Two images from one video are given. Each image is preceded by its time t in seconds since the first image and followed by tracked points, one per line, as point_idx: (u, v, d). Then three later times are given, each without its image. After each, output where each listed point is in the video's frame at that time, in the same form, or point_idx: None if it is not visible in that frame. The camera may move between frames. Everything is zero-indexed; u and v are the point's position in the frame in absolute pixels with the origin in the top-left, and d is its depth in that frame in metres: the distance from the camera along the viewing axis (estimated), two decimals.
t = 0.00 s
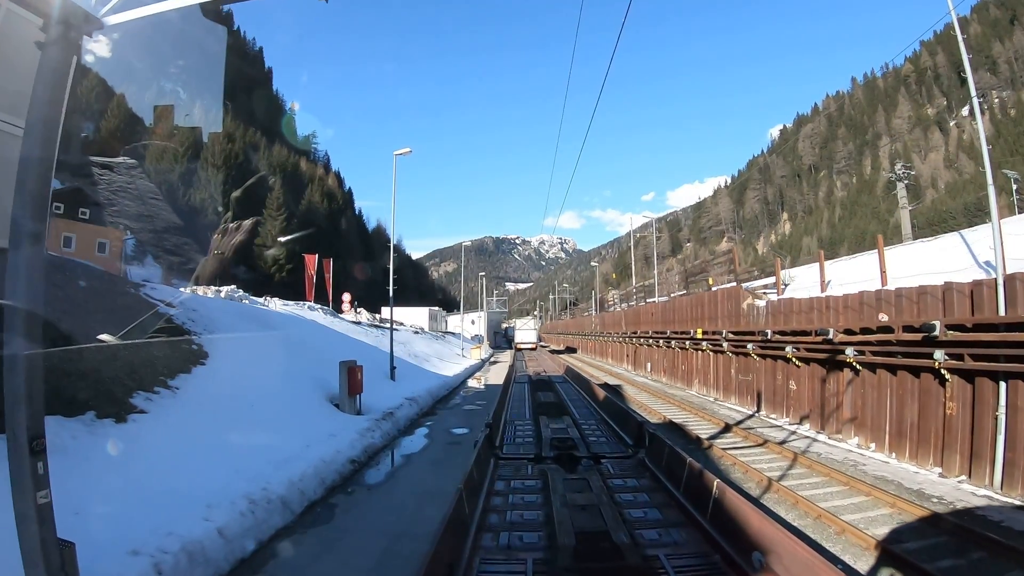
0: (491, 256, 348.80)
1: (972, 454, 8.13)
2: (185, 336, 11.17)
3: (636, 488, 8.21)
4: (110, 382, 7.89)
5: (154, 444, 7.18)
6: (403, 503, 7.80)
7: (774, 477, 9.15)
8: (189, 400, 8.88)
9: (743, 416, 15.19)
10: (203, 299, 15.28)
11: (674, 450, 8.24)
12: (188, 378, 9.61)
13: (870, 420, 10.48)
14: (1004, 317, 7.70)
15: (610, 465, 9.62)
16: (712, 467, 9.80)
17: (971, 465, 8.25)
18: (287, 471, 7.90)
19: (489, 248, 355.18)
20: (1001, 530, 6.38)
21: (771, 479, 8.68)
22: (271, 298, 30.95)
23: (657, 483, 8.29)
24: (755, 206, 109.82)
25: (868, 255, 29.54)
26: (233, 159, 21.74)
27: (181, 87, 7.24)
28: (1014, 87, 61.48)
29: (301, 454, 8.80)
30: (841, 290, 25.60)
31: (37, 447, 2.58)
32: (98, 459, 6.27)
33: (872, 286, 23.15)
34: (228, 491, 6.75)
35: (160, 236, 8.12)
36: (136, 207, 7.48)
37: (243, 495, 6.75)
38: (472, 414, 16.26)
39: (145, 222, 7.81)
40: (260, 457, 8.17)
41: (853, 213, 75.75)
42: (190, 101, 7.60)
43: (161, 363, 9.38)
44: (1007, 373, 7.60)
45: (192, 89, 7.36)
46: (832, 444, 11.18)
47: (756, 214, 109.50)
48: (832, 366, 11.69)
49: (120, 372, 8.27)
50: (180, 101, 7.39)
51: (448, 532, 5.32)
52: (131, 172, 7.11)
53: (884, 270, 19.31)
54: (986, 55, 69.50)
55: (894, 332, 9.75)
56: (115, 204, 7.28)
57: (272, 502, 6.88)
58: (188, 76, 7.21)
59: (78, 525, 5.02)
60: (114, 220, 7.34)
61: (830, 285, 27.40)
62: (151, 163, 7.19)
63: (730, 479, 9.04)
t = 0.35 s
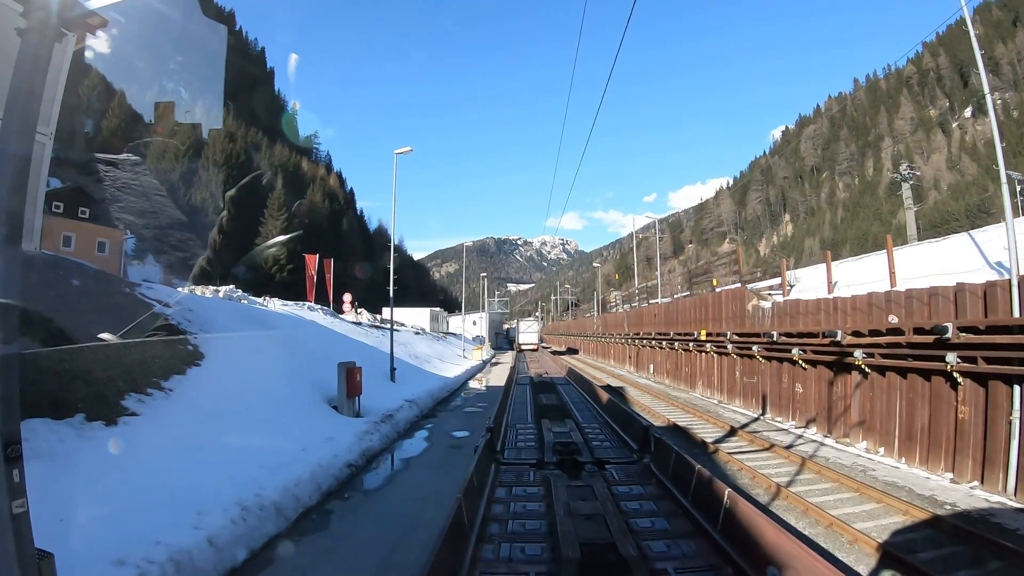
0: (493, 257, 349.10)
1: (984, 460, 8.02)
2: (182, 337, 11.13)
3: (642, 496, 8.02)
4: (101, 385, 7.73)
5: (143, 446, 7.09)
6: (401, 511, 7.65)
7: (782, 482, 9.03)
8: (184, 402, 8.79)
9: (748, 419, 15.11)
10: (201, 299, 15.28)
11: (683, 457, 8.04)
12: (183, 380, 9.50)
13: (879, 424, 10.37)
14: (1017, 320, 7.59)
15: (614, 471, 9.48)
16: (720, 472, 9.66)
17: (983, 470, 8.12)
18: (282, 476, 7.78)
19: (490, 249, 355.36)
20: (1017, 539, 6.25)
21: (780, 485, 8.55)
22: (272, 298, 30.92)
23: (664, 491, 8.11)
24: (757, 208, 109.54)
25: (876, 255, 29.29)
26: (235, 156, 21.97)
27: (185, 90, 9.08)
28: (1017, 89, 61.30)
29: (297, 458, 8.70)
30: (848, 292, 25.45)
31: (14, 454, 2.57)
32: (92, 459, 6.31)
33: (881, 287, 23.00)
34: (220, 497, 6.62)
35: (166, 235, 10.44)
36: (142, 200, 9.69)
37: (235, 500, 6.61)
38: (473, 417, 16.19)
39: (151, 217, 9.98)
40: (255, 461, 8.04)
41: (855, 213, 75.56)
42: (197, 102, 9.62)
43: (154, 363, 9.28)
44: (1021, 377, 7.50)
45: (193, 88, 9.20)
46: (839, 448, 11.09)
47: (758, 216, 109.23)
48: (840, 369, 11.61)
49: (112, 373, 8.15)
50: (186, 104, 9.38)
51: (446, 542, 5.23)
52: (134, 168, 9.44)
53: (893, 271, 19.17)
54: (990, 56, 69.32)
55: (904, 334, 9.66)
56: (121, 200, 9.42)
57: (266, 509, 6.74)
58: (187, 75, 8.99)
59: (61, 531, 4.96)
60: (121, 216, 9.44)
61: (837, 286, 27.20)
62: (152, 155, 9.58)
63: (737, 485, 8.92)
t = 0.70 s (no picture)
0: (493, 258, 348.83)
1: (997, 464, 7.88)
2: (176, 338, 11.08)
3: (646, 503, 7.81)
4: (91, 383, 7.65)
5: (130, 452, 6.94)
6: (396, 517, 7.47)
7: (790, 488, 8.89)
8: (176, 403, 8.68)
9: (752, 422, 15.02)
10: (198, 298, 15.25)
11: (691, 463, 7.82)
12: (175, 381, 9.36)
13: (887, 427, 10.27)
14: None
15: (618, 476, 9.30)
16: (726, 477, 9.53)
17: (995, 475, 7.99)
18: (274, 480, 7.63)
19: (491, 250, 354.99)
20: None
21: (788, 491, 8.39)
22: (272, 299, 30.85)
23: (669, 497, 7.92)
24: (758, 209, 109.27)
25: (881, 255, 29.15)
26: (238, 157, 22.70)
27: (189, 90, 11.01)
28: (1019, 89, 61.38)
29: (290, 461, 8.55)
30: (856, 292, 25.27)
31: None
32: (80, 460, 6.29)
33: (890, 287, 22.80)
34: (209, 503, 6.46)
35: (168, 235, 11.93)
36: (147, 200, 10.99)
37: (223, 506, 6.46)
38: (473, 419, 16.11)
39: (156, 217, 11.38)
40: (248, 467, 7.88)
41: (857, 214, 75.36)
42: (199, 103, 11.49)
43: (146, 363, 9.17)
44: None
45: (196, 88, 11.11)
46: (847, 452, 10.98)
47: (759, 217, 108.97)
48: (847, 371, 11.51)
49: (103, 374, 8.05)
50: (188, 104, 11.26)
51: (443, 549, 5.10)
52: (140, 170, 10.71)
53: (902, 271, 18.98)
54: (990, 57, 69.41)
55: (914, 335, 9.54)
56: (128, 199, 10.59)
57: (256, 515, 6.58)
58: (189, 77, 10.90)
59: (37, 539, 4.87)
60: (130, 215, 10.65)
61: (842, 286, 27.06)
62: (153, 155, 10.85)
63: (744, 490, 8.77)
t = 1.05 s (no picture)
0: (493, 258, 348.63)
1: (1008, 467, 7.76)
2: (167, 338, 10.97)
3: (651, 510, 7.61)
4: (78, 383, 7.54)
5: (115, 456, 6.80)
6: (390, 523, 7.37)
7: (797, 492, 8.74)
8: (165, 405, 8.56)
9: (755, 423, 14.95)
10: (192, 297, 15.20)
11: (696, 468, 7.61)
12: (164, 382, 9.21)
13: (895, 429, 10.19)
14: None
15: (620, 480, 9.15)
16: (731, 481, 9.38)
17: (1007, 478, 7.87)
18: (265, 485, 7.52)
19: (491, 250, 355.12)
20: None
21: (795, 495, 8.25)
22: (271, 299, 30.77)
23: (674, 504, 7.73)
24: (758, 209, 109.04)
25: (887, 253, 28.97)
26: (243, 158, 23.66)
27: (187, 89, 12.43)
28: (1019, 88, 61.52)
29: (281, 466, 8.42)
30: (862, 290, 25.13)
31: None
32: (66, 462, 6.20)
33: (897, 285, 22.62)
34: (197, 509, 6.33)
35: (173, 236, 13.16)
36: (154, 200, 12.36)
37: (211, 512, 6.33)
38: (472, 420, 16.05)
39: (163, 218, 12.77)
40: (237, 471, 7.73)
41: (857, 213, 75.44)
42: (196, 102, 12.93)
43: (137, 362, 9.07)
44: None
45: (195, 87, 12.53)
46: (853, 454, 10.91)
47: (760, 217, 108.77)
48: (853, 372, 11.41)
49: (91, 374, 7.94)
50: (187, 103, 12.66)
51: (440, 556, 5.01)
52: (144, 171, 11.96)
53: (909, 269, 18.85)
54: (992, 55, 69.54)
55: (922, 335, 9.43)
56: (138, 200, 11.85)
57: (245, 521, 6.47)
58: (187, 76, 12.28)
59: (13, 548, 4.77)
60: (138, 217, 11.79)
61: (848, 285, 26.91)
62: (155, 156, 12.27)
63: (750, 494, 8.62)
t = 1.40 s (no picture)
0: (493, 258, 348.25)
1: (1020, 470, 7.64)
2: (159, 338, 10.89)
3: (655, 517, 7.33)
4: (64, 385, 7.46)
5: (100, 461, 6.66)
6: (383, 529, 7.23)
7: (803, 496, 8.59)
8: (156, 408, 8.44)
9: (759, 424, 14.87)
10: (186, 297, 15.12)
11: (701, 473, 7.32)
12: (155, 385, 9.10)
13: (902, 430, 10.10)
14: None
15: (623, 485, 8.90)
16: (736, 484, 9.24)
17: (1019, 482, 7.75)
18: (256, 490, 7.40)
19: (490, 250, 354.69)
20: None
21: (802, 499, 8.11)
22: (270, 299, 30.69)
23: (679, 510, 7.45)
24: (758, 208, 108.93)
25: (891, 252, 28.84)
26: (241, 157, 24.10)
27: (187, 88, 13.19)
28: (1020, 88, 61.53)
29: (273, 470, 8.31)
30: (867, 289, 24.94)
31: None
32: (52, 467, 6.14)
33: (903, 284, 22.43)
34: (183, 516, 6.20)
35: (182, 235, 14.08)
36: (162, 201, 13.43)
37: (199, 519, 6.21)
38: (471, 422, 15.96)
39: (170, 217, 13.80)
40: (226, 476, 7.58)
41: (857, 212, 75.42)
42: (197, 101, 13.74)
43: (127, 364, 9.00)
44: None
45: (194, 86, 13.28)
46: (860, 456, 10.82)
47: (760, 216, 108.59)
48: (860, 373, 11.32)
49: (79, 376, 7.84)
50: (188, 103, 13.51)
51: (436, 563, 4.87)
52: (148, 171, 13.07)
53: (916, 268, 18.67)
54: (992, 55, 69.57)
55: (932, 335, 9.34)
56: (143, 200, 12.85)
57: (234, 529, 6.36)
58: (186, 76, 13.06)
59: None
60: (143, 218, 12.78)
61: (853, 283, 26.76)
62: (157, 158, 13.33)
63: (756, 498, 8.47)
